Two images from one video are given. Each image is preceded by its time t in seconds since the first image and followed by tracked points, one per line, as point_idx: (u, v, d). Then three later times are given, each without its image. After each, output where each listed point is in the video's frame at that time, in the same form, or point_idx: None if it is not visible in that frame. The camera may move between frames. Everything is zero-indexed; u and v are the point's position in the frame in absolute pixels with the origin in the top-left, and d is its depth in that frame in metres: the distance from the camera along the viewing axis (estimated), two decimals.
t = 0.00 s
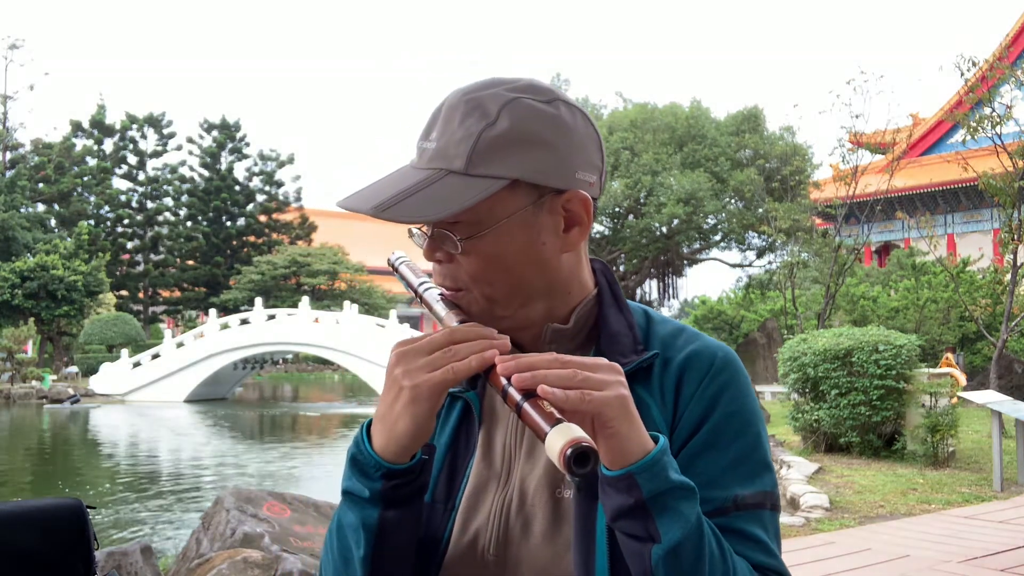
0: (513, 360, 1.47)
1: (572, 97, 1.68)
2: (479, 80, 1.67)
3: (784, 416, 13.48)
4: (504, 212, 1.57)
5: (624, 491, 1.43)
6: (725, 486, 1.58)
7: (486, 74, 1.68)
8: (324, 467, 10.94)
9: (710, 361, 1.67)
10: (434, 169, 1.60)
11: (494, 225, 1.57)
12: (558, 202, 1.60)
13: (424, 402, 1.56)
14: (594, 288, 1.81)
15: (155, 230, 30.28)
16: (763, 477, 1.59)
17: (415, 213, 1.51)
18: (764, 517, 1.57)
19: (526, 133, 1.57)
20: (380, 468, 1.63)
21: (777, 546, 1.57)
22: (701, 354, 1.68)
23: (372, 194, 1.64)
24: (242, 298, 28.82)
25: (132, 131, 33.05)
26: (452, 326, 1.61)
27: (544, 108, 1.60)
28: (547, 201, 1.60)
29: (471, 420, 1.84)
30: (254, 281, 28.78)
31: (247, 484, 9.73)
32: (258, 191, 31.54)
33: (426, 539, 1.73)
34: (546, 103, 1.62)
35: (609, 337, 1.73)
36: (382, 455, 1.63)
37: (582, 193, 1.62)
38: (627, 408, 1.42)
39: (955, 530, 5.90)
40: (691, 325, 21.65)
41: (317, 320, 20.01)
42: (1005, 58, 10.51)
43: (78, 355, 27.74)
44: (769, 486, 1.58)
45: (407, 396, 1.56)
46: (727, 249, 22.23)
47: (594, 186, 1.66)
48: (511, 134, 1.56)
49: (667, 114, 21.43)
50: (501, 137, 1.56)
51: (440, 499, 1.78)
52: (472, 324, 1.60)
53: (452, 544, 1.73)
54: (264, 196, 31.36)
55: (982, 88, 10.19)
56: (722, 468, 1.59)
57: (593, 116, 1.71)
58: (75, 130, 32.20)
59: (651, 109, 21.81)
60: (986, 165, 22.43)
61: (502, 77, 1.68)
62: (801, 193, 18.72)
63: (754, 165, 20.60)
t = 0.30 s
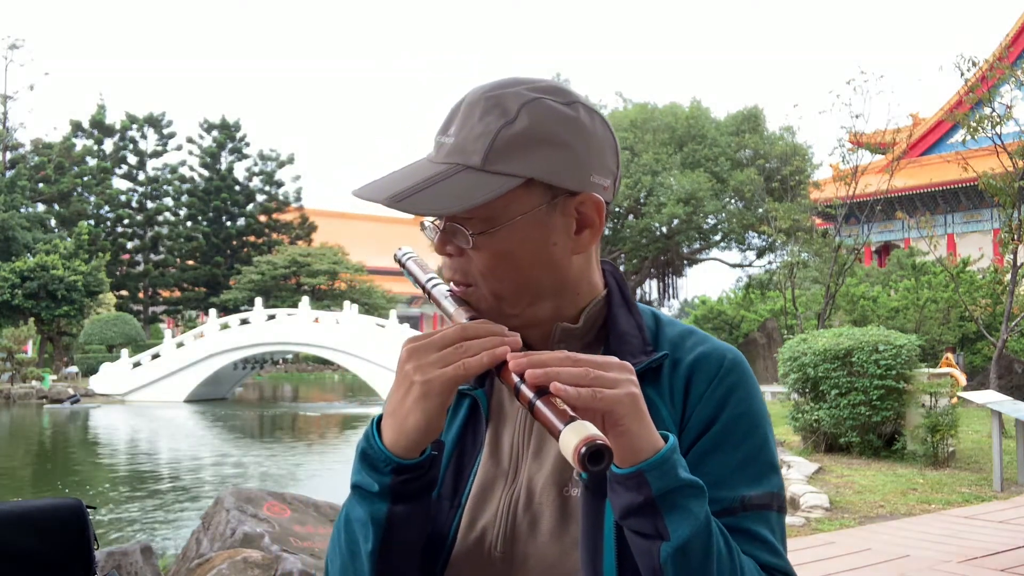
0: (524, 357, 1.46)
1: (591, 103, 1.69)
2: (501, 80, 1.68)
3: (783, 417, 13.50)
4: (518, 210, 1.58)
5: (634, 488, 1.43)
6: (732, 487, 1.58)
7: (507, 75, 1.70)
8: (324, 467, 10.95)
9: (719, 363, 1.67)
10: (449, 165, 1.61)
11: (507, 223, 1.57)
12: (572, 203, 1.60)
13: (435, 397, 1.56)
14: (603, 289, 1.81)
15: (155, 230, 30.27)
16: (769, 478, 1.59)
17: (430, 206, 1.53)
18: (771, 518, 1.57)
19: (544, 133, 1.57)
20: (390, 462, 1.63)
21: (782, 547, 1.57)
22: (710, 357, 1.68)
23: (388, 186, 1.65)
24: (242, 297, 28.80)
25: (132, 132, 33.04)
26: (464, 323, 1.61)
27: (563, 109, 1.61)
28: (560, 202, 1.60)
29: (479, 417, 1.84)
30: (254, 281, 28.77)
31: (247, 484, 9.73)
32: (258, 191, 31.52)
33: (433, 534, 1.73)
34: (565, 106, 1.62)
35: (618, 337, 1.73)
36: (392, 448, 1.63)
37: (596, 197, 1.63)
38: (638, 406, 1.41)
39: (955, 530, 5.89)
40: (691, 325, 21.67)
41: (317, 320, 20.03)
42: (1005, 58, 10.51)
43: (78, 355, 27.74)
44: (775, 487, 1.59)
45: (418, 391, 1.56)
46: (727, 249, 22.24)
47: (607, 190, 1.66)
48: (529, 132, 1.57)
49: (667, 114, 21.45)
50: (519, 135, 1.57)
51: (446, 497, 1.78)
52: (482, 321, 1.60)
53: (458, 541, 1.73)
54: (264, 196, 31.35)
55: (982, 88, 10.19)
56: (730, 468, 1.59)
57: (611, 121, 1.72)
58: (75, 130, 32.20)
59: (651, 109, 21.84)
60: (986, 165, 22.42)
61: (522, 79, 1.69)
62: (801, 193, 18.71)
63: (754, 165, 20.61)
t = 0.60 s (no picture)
0: (533, 357, 1.46)
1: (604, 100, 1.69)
2: (513, 76, 1.68)
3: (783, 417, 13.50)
4: (527, 209, 1.57)
5: (638, 490, 1.43)
6: (738, 490, 1.58)
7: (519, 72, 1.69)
8: (324, 467, 10.95)
9: (726, 365, 1.67)
10: (460, 162, 1.61)
11: (516, 223, 1.57)
12: (581, 204, 1.61)
13: (441, 394, 1.56)
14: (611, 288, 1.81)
15: (155, 230, 30.27)
16: (775, 483, 1.59)
17: (440, 204, 1.53)
18: (775, 523, 1.57)
19: (554, 133, 1.58)
20: (394, 457, 1.63)
21: (785, 553, 1.57)
22: (717, 360, 1.68)
23: (399, 182, 1.65)
24: (242, 297, 28.78)
25: (132, 131, 33.05)
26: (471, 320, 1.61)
27: (575, 108, 1.60)
28: (570, 202, 1.60)
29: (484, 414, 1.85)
30: (254, 281, 28.77)
31: (247, 484, 9.73)
32: (258, 191, 31.50)
33: (435, 529, 1.73)
34: (578, 104, 1.62)
35: (625, 338, 1.72)
36: (396, 445, 1.64)
37: (606, 197, 1.63)
38: (645, 410, 1.42)
39: (955, 530, 5.89)
40: (691, 325, 21.68)
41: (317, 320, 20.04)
42: (1005, 58, 10.52)
43: (78, 355, 27.72)
44: (780, 493, 1.59)
45: (424, 387, 1.56)
46: (727, 249, 22.25)
47: (617, 192, 1.66)
48: (541, 130, 1.56)
49: (667, 114, 21.49)
50: (530, 133, 1.57)
51: (449, 494, 1.78)
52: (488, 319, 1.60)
53: (460, 539, 1.74)
54: (264, 196, 31.35)
55: (982, 88, 10.19)
56: (735, 473, 1.59)
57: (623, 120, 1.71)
58: (75, 130, 32.19)
59: (651, 109, 21.87)
60: (986, 165, 22.42)
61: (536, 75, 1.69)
62: (801, 193, 18.71)
63: (754, 165, 20.61)
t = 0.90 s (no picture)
0: (536, 380, 1.42)
1: (604, 103, 1.66)
2: (509, 79, 1.64)
3: (783, 417, 13.51)
4: (525, 222, 1.57)
5: (644, 514, 1.44)
6: (742, 501, 1.58)
7: (517, 72, 1.65)
8: (324, 467, 10.96)
9: (730, 373, 1.68)
10: (456, 173, 1.59)
11: (514, 237, 1.56)
12: (581, 216, 1.60)
13: (442, 414, 1.54)
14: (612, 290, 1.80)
15: (155, 230, 30.27)
16: (780, 493, 1.60)
17: (437, 221, 1.52)
18: (781, 533, 1.58)
19: (552, 144, 1.55)
20: (395, 477, 1.62)
21: (791, 562, 1.58)
22: (722, 366, 1.68)
23: (393, 192, 1.64)
24: (242, 297, 28.78)
25: (132, 131, 33.06)
26: (471, 334, 1.59)
27: (575, 118, 1.58)
28: (570, 213, 1.59)
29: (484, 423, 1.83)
30: (254, 281, 28.78)
31: (247, 484, 9.73)
32: (259, 191, 31.48)
33: (436, 539, 1.73)
34: (578, 113, 1.59)
35: (629, 343, 1.71)
36: (396, 463, 1.62)
37: (606, 209, 1.61)
38: (650, 435, 1.40)
39: (955, 530, 5.89)
40: (691, 325, 21.70)
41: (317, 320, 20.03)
42: (1006, 58, 10.52)
43: (78, 355, 27.72)
44: (785, 502, 1.59)
45: (425, 408, 1.54)
46: (727, 249, 22.27)
47: (618, 200, 1.64)
48: (538, 144, 1.54)
49: (667, 114, 21.51)
50: (527, 147, 1.55)
51: (449, 502, 1.77)
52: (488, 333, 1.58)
53: (462, 546, 1.74)
54: (264, 196, 31.34)
55: (982, 89, 10.19)
56: (742, 483, 1.59)
57: (624, 122, 1.69)
58: (75, 130, 32.19)
59: (651, 109, 21.89)
60: (986, 165, 22.44)
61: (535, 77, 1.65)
62: (801, 193, 18.72)
63: (754, 165, 20.61)
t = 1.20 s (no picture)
0: (532, 386, 1.41)
1: (611, 99, 1.65)
2: (516, 68, 1.63)
3: (783, 416, 13.52)
4: (525, 216, 1.56)
5: (641, 522, 1.44)
6: (741, 507, 1.58)
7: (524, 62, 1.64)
8: (324, 467, 10.96)
9: (731, 375, 1.68)
10: (457, 161, 1.59)
11: (513, 231, 1.56)
12: (583, 212, 1.60)
13: (434, 419, 1.52)
14: (612, 288, 1.80)
15: (155, 231, 30.27)
16: (779, 498, 1.60)
17: (436, 211, 1.52)
18: (779, 539, 1.58)
19: (557, 138, 1.55)
20: (385, 481, 1.61)
21: (789, 567, 1.58)
22: (723, 368, 1.68)
23: (393, 178, 1.63)
24: (242, 297, 28.77)
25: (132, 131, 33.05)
26: (465, 333, 1.58)
27: (582, 111, 1.58)
28: (571, 209, 1.59)
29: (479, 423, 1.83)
30: (254, 281, 28.78)
31: (247, 485, 9.73)
32: (259, 191, 31.45)
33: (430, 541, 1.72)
34: (585, 106, 1.59)
35: (628, 343, 1.71)
36: (387, 467, 1.61)
37: (609, 206, 1.62)
38: (646, 444, 1.40)
39: (955, 530, 5.89)
40: (691, 325, 21.70)
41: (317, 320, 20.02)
42: (1006, 58, 10.52)
43: (78, 355, 27.71)
44: (784, 508, 1.60)
45: (417, 412, 1.53)
46: (727, 249, 22.27)
47: (622, 198, 1.65)
48: (542, 136, 1.54)
49: (667, 114, 21.52)
50: (532, 138, 1.54)
51: (444, 501, 1.76)
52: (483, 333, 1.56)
53: (456, 548, 1.74)
54: (264, 196, 31.35)
55: (982, 89, 10.19)
56: (740, 488, 1.59)
57: (631, 119, 1.69)
58: (75, 130, 32.19)
59: (651, 109, 21.91)
60: (986, 165, 22.44)
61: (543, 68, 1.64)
62: (801, 193, 18.73)
63: (754, 165, 20.60)
